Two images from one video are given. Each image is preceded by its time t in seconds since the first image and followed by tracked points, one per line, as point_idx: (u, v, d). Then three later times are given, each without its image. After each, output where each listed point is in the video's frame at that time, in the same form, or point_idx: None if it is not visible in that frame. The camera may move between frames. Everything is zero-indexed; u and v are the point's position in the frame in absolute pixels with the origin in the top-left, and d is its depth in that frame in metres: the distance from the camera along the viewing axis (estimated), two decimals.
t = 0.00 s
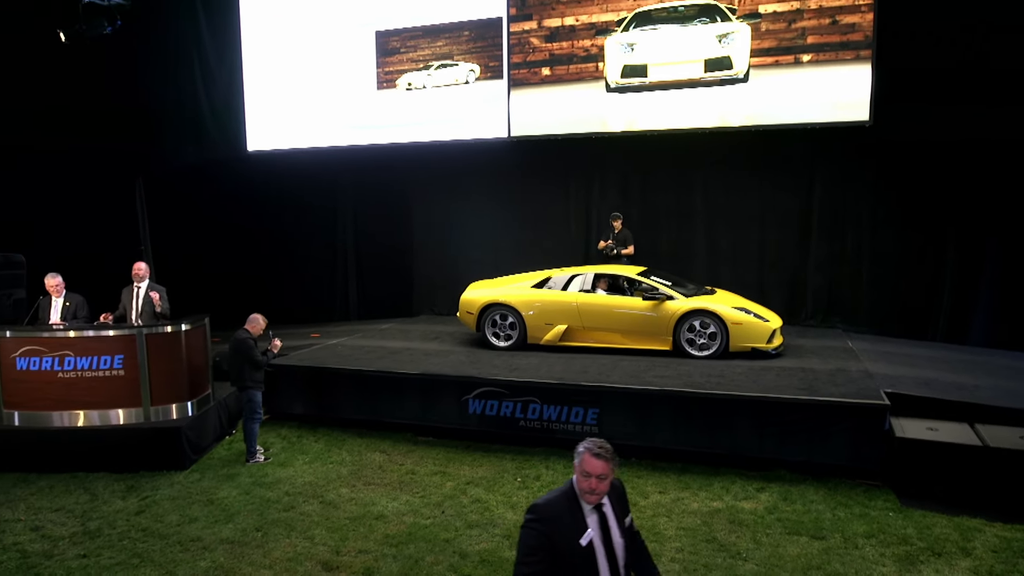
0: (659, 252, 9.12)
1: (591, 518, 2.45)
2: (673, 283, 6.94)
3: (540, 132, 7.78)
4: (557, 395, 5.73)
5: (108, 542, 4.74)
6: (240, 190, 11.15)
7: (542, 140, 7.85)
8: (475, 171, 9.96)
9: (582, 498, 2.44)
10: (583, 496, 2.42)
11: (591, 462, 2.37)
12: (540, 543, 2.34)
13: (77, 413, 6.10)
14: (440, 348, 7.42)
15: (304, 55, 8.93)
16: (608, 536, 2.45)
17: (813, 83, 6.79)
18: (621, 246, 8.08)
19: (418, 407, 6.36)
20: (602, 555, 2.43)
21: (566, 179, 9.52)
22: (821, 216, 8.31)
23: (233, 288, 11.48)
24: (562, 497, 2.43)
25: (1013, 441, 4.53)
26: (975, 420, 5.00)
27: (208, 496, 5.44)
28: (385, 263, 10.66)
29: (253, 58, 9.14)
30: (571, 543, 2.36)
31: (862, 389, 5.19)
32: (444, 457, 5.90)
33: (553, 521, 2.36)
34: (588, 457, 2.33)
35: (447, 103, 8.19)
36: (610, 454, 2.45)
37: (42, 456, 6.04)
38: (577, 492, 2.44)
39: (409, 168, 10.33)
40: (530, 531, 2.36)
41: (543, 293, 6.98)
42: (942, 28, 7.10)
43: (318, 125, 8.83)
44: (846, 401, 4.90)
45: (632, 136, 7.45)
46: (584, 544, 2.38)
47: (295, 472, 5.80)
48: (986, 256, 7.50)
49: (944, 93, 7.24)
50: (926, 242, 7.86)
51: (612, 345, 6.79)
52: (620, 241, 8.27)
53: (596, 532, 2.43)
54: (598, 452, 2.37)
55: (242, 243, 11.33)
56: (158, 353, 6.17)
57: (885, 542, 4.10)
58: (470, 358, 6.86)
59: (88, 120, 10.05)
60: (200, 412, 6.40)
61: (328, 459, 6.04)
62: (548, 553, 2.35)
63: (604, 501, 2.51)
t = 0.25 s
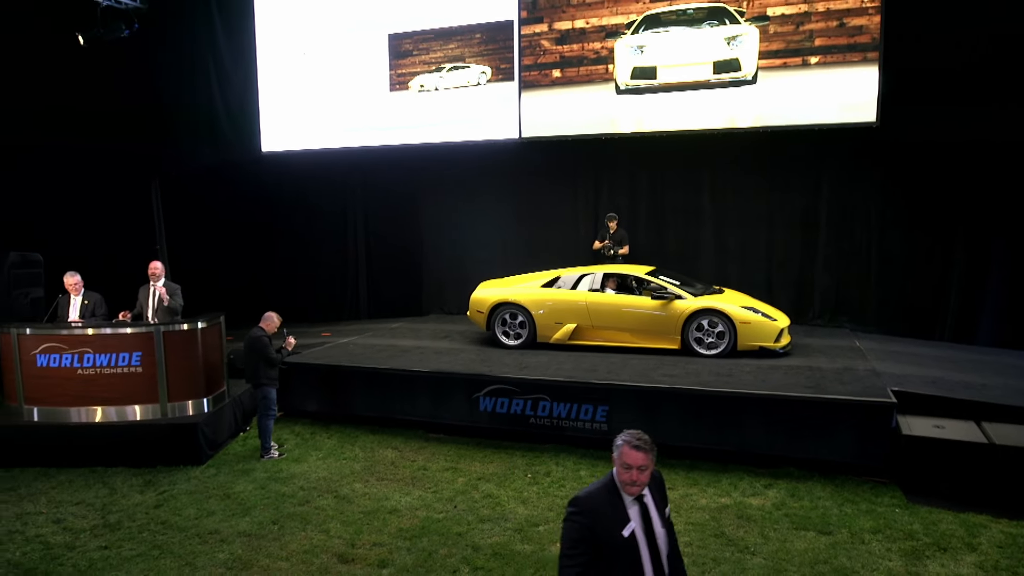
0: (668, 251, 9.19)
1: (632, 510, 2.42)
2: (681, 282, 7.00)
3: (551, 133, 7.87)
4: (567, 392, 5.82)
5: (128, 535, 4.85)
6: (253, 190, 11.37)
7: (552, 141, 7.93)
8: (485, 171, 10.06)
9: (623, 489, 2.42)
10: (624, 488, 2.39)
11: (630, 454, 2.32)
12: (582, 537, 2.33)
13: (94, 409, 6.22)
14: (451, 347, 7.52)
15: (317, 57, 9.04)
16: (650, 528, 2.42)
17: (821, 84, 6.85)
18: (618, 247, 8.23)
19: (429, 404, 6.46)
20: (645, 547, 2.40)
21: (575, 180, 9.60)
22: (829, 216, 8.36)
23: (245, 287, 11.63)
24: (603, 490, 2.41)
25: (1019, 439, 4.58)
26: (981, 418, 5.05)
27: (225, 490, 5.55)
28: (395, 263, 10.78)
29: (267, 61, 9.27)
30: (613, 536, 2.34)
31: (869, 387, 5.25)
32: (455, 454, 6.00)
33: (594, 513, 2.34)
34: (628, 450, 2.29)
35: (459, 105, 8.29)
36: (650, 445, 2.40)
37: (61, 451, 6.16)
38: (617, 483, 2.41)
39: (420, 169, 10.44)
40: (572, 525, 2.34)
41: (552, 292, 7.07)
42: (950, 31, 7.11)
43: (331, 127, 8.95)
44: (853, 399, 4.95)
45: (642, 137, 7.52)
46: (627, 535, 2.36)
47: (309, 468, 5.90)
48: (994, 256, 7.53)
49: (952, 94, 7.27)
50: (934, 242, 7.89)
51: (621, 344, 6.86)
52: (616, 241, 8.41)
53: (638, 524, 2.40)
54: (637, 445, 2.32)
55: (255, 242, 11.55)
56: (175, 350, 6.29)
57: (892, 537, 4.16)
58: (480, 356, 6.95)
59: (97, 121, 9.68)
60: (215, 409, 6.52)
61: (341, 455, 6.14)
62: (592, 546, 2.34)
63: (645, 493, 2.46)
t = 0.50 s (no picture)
0: (675, 252, 9.27)
1: (670, 497, 2.51)
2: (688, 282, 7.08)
3: (560, 135, 7.97)
4: (576, 390, 5.91)
5: (148, 527, 4.97)
6: (265, 191, 11.47)
7: (562, 142, 8.03)
8: (494, 172, 10.16)
9: (661, 478, 2.52)
10: (662, 476, 2.49)
11: (668, 443, 2.43)
12: (621, 521, 2.44)
13: (111, 406, 6.33)
14: (461, 346, 7.62)
15: (330, 59, 9.16)
16: (686, 515, 2.51)
17: (828, 86, 6.91)
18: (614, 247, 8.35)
19: (440, 402, 6.56)
20: (680, 534, 2.48)
21: (583, 181, 9.69)
22: (835, 217, 8.42)
23: (256, 287, 11.78)
24: (641, 477, 2.51)
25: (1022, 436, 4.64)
26: (986, 416, 5.11)
27: (241, 485, 5.67)
28: (404, 263, 10.90)
29: (280, 64, 9.41)
30: (650, 521, 2.44)
31: (875, 385, 5.32)
32: (466, 450, 6.11)
33: (632, 499, 2.45)
34: (665, 438, 2.40)
35: (470, 107, 8.40)
36: (687, 434, 2.50)
37: (81, 447, 6.30)
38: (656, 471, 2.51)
39: (429, 170, 10.55)
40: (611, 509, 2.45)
41: (561, 292, 7.16)
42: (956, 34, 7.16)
43: (342, 129, 9.08)
44: (859, 397, 5.03)
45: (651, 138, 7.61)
46: (663, 521, 2.45)
47: (323, 463, 6.02)
48: (1000, 256, 7.58)
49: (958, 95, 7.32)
50: (941, 242, 7.93)
51: (629, 342, 6.95)
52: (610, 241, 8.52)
53: (674, 511, 2.49)
54: (675, 433, 2.43)
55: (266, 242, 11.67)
56: (192, 348, 6.42)
57: (896, 531, 4.24)
58: (490, 354, 7.05)
59: (98, 121, 10.16)
60: (230, 406, 6.65)
61: (354, 451, 6.26)
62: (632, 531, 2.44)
63: (682, 481, 2.55)
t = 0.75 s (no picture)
0: (680, 252, 9.34)
1: (697, 486, 2.60)
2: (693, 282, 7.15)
3: (567, 136, 8.05)
4: (582, 388, 5.99)
5: (163, 521, 5.07)
6: (273, 191, 11.57)
7: (568, 143, 8.11)
8: (501, 173, 10.24)
9: (690, 466, 2.62)
10: (691, 464, 2.59)
11: (697, 433, 2.53)
12: (647, 504, 2.56)
13: (124, 402, 6.46)
14: (468, 344, 7.71)
15: (339, 62, 9.26)
16: (714, 504, 2.59)
17: (831, 88, 6.98)
18: (611, 247, 8.46)
19: (447, 400, 6.65)
20: (706, 521, 2.58)
21: (589, 181, 9.77)
22: (839, 217, 8.48)
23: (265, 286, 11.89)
24: (671, 465, 2.63)
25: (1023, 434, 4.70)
26: (988, 414, 5.17)
27: (253, 480, 5.77)
28: (412, 262, 11.00)
29: (290, 66, 9.52)
30: (675, 506, 2.55)
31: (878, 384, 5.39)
32: (473, 447, 6.19)
33: (659, 484, 2.57)
34: (694, 427, 2.50)
35: (477, 108, 8.49)
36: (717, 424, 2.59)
37: (95, 443, 6.41)
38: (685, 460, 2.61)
39: (437, 171, 10.65)
40: (640, 491, 2.58)
41: (567, 291, 7.24)
42: (958, 36, 7.22)
43: (351, 131, 9.18)
44: (862, 395, 5.10)
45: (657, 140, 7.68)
46: (689, 508, 2.56)
47: (333, 460, 6.12)
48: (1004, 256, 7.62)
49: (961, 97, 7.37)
50: (944, 242, 7.98)
51: (634, 341, 7.03)
52: (607, 241, 8.63)
53: (701, 498, 2.58)
54: (703, 423, 2.52)
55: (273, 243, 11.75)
56: (204, 346, 6.52)
57: (898, 527, 4.31)
58: (497, 353, 7.14)
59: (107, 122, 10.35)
60: (241, 403, 6.76)
61: (363, 448, 6.35)
62: (657, 514, 2.56)
63: (712, 471, 2.63)
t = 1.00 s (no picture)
0: (686, 253, 9.42)
1: (719, 474, 2.72)
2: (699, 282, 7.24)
3: (574, 139, 8.15)
4: (590, 387, 6.09)
5: (180, 516, 5.18)
6: (283, 193, 11.71)
7: (576, 146, 8.20)
8: (508, 175, 10.35)
9: (712, 455, 2.73)
10: (714, 453, 2.69)
11: (722, 423, 2.62)
12: (669, 487, 2.71)
13: (139, 400, 6.58)
14: (476, 344, 7.81)
15: (350, 66, 9.40)
16: (734, 492, 2.70)
17: (836, 91, 7.06)
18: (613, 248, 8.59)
19: (456, 398, 6.75)
20: (725, 507, 2.69)
21: (596, 184, 9.87)
22: (844, 218, 8.55)
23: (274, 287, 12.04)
24: (695, 452, 2.75)
25: None
26: (991, 412, 5.24)
27: (267, 477, 5.88)
28: (420, 264, 11.13)
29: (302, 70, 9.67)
30: (695, 491, 2.68)
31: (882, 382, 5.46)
32: (483, 445, 6.29)
33: (680, 469, 2.71)
34: (719, 418, 2.61)
35: (486, 112, 8.61)
36: (740, 417, 2.69)
37: (111, 440, 6.54)
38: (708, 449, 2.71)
39: (445, 173, 10.76)
40: (663, 476, 2.73)
41: (575, 292, 7.34)
42: (961, 40, 7.28)
43: (362, 134, 9.30)
44: (865, 394, 5.17)
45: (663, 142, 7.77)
46: (709, 494, 2.68)
47: (344, 457, 6.23)
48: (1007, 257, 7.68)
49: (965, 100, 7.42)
50: (949, 243, 8.05)
51: (641, 341, 7.12)
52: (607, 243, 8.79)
53: (721, 486, 2.69)
54: (728, 415, 2.62)
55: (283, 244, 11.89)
56: (218, 345, 6.64)
57: (901, 523, 4.39)
58: (505, 353, 7.24)
59: (119, 124, 10.53)
60: (254, 401, 6.88)
61: (374, 445, 6.47)
62: (678, 498, 2.71)
63: (734, 461, 2.74)
